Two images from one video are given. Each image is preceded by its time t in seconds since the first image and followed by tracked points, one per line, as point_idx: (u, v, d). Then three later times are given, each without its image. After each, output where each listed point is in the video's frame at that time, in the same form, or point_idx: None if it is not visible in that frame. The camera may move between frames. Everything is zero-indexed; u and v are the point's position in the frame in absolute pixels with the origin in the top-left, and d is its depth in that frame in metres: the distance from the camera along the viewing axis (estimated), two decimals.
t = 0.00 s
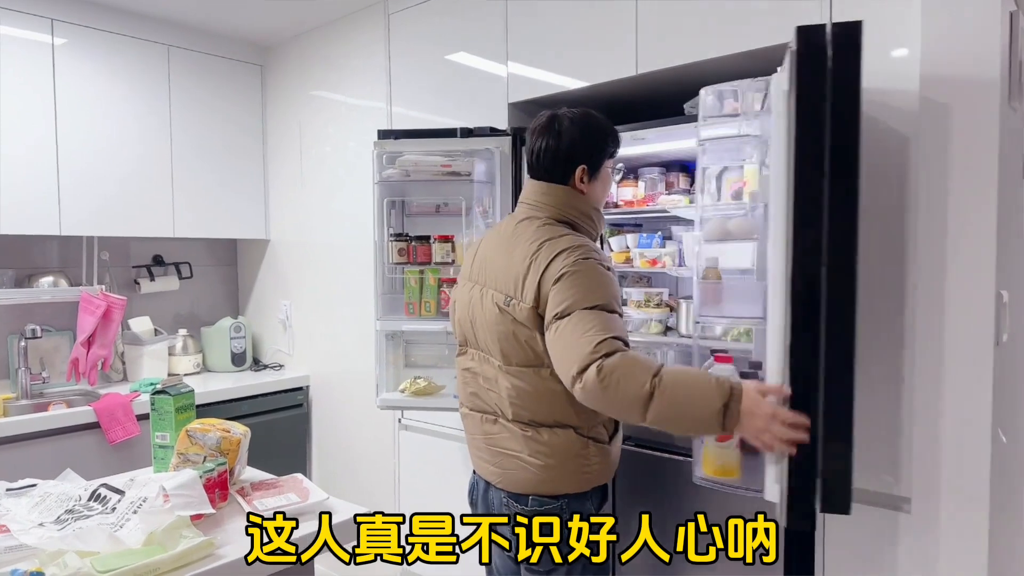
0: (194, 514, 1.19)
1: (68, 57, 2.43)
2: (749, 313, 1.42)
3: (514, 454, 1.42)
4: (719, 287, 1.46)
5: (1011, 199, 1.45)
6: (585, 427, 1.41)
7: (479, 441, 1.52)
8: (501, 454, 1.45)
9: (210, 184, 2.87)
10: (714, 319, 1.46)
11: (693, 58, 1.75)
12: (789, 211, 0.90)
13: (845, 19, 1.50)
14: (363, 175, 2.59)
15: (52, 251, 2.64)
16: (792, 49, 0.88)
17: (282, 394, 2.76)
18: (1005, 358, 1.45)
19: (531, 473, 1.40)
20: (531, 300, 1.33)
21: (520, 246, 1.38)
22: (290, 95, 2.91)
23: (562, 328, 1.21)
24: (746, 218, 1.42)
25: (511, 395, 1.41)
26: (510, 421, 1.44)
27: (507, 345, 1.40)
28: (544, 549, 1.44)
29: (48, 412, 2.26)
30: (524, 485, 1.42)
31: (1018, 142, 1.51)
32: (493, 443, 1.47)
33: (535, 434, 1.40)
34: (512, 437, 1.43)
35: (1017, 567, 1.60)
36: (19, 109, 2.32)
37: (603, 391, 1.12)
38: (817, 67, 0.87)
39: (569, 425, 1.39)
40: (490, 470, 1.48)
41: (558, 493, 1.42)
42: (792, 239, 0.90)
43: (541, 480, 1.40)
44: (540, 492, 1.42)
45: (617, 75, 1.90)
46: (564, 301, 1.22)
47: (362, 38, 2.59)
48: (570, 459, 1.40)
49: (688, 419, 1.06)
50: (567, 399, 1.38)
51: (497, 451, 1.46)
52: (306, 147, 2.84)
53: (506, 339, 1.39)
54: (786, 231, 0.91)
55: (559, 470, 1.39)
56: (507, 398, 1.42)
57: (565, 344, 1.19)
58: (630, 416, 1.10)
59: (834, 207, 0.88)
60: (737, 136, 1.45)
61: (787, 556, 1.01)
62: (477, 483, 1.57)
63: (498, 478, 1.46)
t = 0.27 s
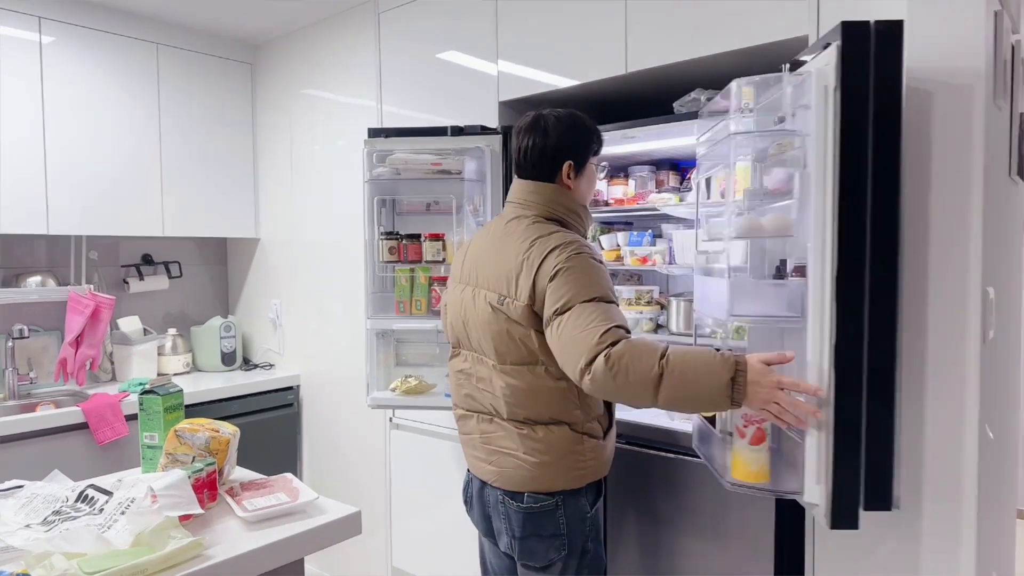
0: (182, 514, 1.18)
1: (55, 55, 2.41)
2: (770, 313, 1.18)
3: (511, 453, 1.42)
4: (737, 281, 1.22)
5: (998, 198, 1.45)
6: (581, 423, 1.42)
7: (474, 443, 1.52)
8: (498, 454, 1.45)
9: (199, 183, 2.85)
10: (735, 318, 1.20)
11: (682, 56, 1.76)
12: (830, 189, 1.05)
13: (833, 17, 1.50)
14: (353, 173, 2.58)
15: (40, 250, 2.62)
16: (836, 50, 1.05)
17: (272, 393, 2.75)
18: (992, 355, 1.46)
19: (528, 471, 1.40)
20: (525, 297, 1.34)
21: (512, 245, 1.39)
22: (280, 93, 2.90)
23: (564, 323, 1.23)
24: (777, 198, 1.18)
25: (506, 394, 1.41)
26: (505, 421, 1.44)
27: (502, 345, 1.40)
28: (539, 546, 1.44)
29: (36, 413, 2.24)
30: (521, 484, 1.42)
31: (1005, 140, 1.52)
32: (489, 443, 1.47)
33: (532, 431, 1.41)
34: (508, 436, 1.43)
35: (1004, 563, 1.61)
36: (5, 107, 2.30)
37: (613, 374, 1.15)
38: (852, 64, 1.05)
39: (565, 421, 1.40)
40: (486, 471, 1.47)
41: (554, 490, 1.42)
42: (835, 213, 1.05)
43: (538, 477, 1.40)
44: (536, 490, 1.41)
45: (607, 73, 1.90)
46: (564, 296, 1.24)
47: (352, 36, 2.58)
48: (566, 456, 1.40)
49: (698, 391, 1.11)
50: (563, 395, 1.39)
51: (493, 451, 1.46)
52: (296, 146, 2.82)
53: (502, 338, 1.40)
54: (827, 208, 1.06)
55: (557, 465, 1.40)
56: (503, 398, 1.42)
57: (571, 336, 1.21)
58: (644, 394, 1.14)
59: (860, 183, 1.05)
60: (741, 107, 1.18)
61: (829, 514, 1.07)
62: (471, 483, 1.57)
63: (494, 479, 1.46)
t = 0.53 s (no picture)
0: (176, 516, 1.18)
1: (48, 57, 2.41)
2: (815, 313, 1.19)
3: (510, 453, 1.43)
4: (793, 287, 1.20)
5: (990, 198, 1.46)
6: (578, 421, 1.44)
7: (470, 445, 1.51)
8: (496, 454, 1.45)
9: (193, 184, 2.85)
10: (787, 321, 1.19)
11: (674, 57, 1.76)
12: (869, 190, 1.09)
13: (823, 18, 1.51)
14: (346, 174, 2.58)
15: (34, 252, 2.61)
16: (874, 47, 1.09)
17: (266, 394, 2.75)
18: (984, 354, 1.46)
19: (528, 470, 1.41)
20: (524, 296, 1.34)
21: (509, 244, 1.39)
22: (273, 94, 2.90)
23: (564, 318, 1.23)
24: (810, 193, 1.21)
25: (504, 394, 1.42)
26: (503, 421, 1.44)
27: (500, 345, 1.40)
28: (537, 545, 1.44)
29: (30, 415, 2.24)
30: (521, 484, 1.42)
31: (997, 140, 1.52)
32: (487, 444, 1.47)
33: (530, 430, 1.41)
34: (506, 436, 1.43)
35: (996, 562, 1.62)
36: None
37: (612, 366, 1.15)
38: (887, 65, 1.09)
39: (563, 420, 1.41)
40: (485, 472, 1.47)
41: (553, 489, 1.43)
42: (872, 212, 1.09)
43: (537, 476, 1.40)
44: (535, 489, 1.42)
45: (599, 74, 1.90)
46: (563, 293, 1.25)
47: (344, 37, 2.58)
48: (564, 454, 1.41)
49: (698, 382, 1.11)
50: (561, 392, 1.40)
51: (491, 452, 1.46)
52: (290, 147, 2.82)
53: (499, 338, 1.40)
54: (862, 207, 1.10)
55: (556, 463, 1.41)
56: (500, 398, 1.42)
57: (570, 332, 1.21)
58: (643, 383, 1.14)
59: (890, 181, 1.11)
60: (773, 107, 1.18)
61: (870, 514, 1.14)
62: (466, 484, 1.57)
63: (493, 479, 1.46)
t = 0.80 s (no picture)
0: (176, 520, 1.18)
1: (45, 62, 2.41)
2: (846, 310, 1.21)
3: (511, 454, 1.42)
4: (821, 285, 1.20)
5: (987, 193, 1.45)
6: (578, 420, 1.44)
7: (471, 446, 1.51)
8: (498, 455, 1.45)
9: (191, 189, 2.85)
10: (823, 319, 1.18)
11: (670, 56, 1.76)
12: (903, 183, 1.17)
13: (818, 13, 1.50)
14: (343, 176, 2.59)
15: (33, 257, 2.62)
16: (908, 45, 1.15)
17: (266, 397, 2.76)
18: (983, 351, 1.46)
19: (530, 470, 1.41)
20: (523, 296, 1.34)
21: (506, 245, 1.39)
22: (270, 97, 2.90)
23: (571, 315, 1.23)
24: (841, 189, 1.24)
25: (504, 395, 1.42)
26: (503, 422, 1.44)
27: (500, 346, 1.40)
28: (540, 546, 1.44)
29: (32, 419, 2.25)
30: (524, 484, 1.42)
31: (995, 136, 1.51)
32: (488, 445, 1.47)
33: (531, 430, 1.41)
34: (507, 437, 1.43)
35: (997, 560, 1.61)
36: None
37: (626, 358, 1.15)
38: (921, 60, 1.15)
39: (564, 419, 1.42)
40: (486, 473, 1.47)
41: (553, 489, 1.43)
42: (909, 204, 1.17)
43: (538, 476, 1.41)
44: (535, 489, 1.42)
45: (596, 74, 1.90)
46: (566, 291, 1.25)
47: (341, 39, 2.58)
48: (566, 453, 1.42)
49: (713, 372, 1.12)
50: (561, 391, 1.41)
51: (493, 453, 1.46)
52: (288, 150, 2.82)
53: (499, 339, 1.40)
54: (898, 200, 1.17)
55: (557, 463, 1.41)
56: (501, 399, 1.42)
57: (576, 329, 1.22)
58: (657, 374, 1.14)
59: (921, 173, 1.17)
60: (808, 103, 1.21)
61: (908, 510, 1.19)
62: (466, 483, 1.57)
63: (495, 481, 1.46)
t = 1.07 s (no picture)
0: (181, 521, 1.19)
1: (51, 66, 2.43)
2: (865, 310, 1.21)
3: (516, 455, 1.43)
4: (837, 285, 1.21)
5: (992, 193, 1.44)
6: (582, 422, 1.44)
7: (476, 448, 1.51)
8: (502, 456, 1.45)
9: (195, 191, 2.87)
10: (843, 319, 1.19)
11: (673, 56, 1.76)
12: (925, 180, 1.17)
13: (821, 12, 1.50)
14: (346, 178, 2.59)
15: (39, 259, 2.63)
16: (929, 43, 1.14)
17: (271, 398, 2.76)
18: (988, 351, 1.45)
19: (535, 471, 1.41)
20: (529, 297, 1.34)
21: (510, 246, 1.39)
22: (273, 99, 2.91)
23: (587, 315, 1.23)
24: (861, 190, 1.25)
25: (510, 396, 1.42)
26: (508, 423, 1.44)
27: (505, 348, 1.40)
28: (541, 546, 1.45)
29: (38, 421, 2.26)
30: (529, 484, 1.42)
31: (999, 135, 1.50)
32: (493, 447, 1.47)
33: (536, 432, 1.42)
34: (512, 438, 1.43)
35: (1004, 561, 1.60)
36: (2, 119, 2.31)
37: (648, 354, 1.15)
38: (943, 58, 1.14)
39: (568, 420, 1.42)
40: (491, 475, 1.47)
41: (557, 490, 1.43)
42: (931, 202, 1.17)
43: (544, 477, 1.41)
44: (539, 490, 1.42)
45: (598, 74, 1.90)
46: (576, 292, 1.26)
47: (343, 42, 2.58)
48: (570, 455, 1.42)
49: (734, 369, 1.11)
50: (566, 393, 1.41)
51: (497, 455, 1.46)
52: (291, 152, 2.83)
53: (505, 341, 1.40)
54: (919, 198, 1.18)
55: (562, 464, 1.41)
56: (506, 400, 1.42)
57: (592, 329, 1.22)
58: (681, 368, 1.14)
59: (943, 170, 1.16)
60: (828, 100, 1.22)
61: (929, 509, 1.19)
62: (469, 484, 1.57)
63: (500, 482, 1.46)
